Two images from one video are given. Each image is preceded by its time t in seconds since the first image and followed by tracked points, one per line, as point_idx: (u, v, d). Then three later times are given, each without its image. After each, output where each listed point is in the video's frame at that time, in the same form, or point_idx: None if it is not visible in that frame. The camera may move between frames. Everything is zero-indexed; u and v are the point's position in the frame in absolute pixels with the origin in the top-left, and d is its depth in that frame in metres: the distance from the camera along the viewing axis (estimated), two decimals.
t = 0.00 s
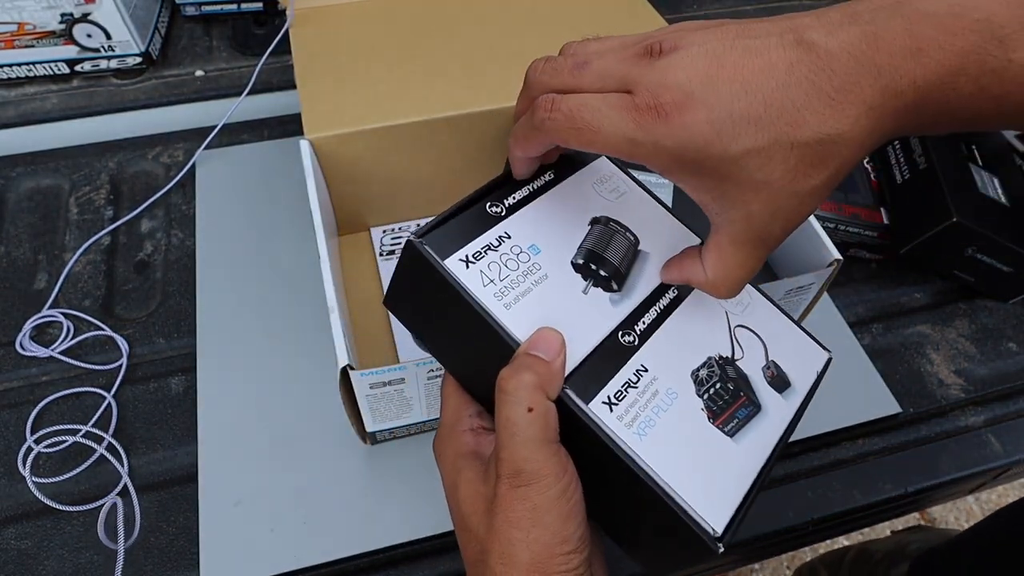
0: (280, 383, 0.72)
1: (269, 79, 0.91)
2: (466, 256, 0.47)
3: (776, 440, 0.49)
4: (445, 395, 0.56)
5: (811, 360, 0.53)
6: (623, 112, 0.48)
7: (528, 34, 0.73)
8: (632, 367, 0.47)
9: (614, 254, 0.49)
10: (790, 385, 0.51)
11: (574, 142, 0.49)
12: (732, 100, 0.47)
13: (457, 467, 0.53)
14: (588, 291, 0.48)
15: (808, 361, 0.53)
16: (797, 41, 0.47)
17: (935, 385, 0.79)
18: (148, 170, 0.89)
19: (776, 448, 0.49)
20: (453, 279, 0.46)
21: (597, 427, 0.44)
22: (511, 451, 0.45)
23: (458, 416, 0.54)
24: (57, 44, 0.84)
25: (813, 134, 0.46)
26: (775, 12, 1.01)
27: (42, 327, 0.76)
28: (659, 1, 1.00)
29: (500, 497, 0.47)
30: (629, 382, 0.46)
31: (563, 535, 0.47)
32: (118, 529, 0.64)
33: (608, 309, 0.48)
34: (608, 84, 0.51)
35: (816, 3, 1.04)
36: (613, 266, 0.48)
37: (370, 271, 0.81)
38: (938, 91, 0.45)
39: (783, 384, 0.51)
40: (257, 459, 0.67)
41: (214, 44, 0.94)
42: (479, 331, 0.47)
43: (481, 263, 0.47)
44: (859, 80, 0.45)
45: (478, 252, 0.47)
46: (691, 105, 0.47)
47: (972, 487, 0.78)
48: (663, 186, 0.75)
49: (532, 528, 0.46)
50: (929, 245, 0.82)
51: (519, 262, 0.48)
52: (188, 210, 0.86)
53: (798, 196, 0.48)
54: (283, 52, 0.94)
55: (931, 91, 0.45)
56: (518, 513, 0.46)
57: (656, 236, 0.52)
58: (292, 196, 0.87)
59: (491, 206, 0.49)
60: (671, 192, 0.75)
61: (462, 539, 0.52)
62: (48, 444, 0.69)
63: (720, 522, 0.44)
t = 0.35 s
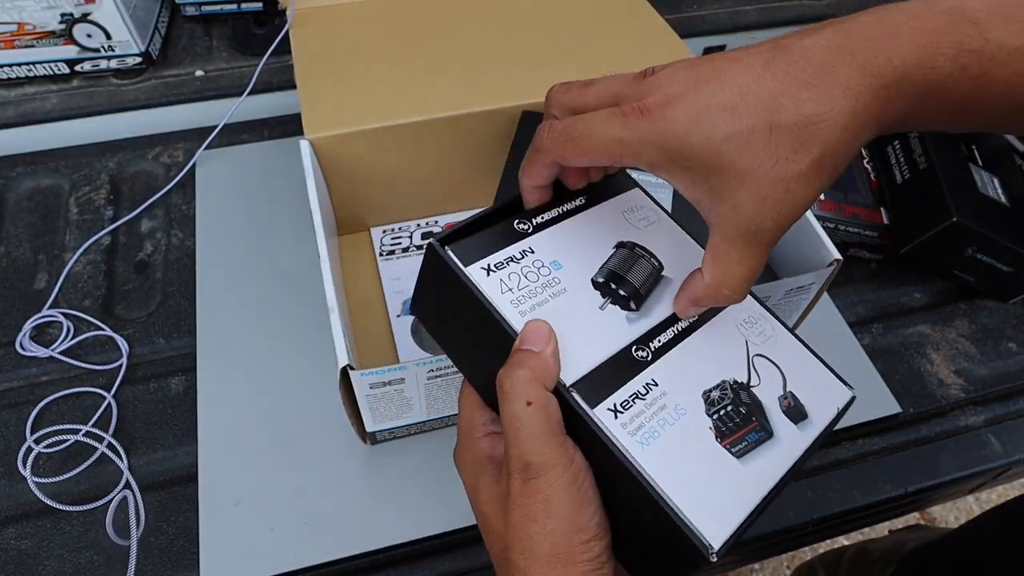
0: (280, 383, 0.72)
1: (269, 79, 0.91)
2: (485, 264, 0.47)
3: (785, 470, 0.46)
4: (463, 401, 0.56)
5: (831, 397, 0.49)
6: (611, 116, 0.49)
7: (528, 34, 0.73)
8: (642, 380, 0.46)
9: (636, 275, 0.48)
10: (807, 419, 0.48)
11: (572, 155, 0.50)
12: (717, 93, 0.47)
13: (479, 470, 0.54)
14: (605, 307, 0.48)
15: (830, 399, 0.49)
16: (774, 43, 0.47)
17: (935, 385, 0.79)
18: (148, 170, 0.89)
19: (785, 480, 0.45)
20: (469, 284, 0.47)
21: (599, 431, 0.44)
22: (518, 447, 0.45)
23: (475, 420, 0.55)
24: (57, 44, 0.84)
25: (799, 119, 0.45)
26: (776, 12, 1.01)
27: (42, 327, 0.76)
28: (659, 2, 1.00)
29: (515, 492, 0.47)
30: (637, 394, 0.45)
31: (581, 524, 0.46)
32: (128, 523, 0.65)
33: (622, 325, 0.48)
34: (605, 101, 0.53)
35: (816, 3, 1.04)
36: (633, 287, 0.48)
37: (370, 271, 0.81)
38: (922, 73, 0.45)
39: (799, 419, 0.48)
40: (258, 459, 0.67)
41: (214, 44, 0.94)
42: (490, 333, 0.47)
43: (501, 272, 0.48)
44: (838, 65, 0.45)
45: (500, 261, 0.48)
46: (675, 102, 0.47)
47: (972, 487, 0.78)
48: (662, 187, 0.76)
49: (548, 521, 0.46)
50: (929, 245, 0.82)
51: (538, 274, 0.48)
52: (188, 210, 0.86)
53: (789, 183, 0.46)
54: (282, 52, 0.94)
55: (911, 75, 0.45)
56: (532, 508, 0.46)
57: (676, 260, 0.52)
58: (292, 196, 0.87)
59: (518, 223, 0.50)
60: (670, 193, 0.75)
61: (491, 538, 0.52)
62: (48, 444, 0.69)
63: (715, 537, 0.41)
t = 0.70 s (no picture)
0: (279, 383, 0.72)
1: (269, 79, 0.91)
2: (519, 307, 0.47)
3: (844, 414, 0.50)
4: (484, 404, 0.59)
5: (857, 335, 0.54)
6: (617, 149, 0.46)
7: (528, 34, 0.73)
8: (692, 379, 0.48)
9: (655, 275, 0.49)
10: (844, 364, 0.52)
11: (580, 183, 0.48)
12: (724, 131, 0.44)
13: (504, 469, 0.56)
14: (636, 317, 0.48)
15: (855, 334, 0.54)
16: (782, 73, 0.44)
17: (935, 385, 0.79)
18: (148, 170, 0.89)
19: (843, 426, 0.49)
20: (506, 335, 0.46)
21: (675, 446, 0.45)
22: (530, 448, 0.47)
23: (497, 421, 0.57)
24: (57, 44, 0.84)
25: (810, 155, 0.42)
26: (776, 12, 1.01)
27: (43, 327, 0.76)
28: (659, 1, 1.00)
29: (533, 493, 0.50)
30: (692, 394, 0.47)
31: (594, 517, 0.49)
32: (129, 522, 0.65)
33: (657, 332, 0.49)
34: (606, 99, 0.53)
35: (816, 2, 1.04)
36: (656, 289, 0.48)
37: (370, 271, 0.81)
38: (931, 106, 0.41)
39: (838, 365, 0.52)
40: (258, 459, 0.67)
41: (213, 44, 0.94)
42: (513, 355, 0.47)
43: (535, 311, 0.47)
44: (845, 99, 0.42)
45: (530, 300, 0.47)
46: (680, 139, 0.45)
47: (972, 487, 0.78)
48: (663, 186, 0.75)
49: (565, 517, 0.48)
50: (929, 245, 0.82)
51: (569, 302, 0.48)
52: (188, 210, 0.86)
53: (800, 219, 0.44)
54: (282, 52, 0.94)
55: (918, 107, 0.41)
56: (551, 507, 0.48)
57: (691, 252, 0.52)
58: (291, 196, 0.87)
59: (533, 251, 0.49)
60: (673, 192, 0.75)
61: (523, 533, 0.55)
62: (48, 444, 0.69)
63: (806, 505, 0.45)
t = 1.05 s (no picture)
0: (280, 383, 0.72)
1: (269, 79, 0.91)
2: (529, 287, 0.47)
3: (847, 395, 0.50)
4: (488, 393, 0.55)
5: (849, 320, 0.54)
6: (641, 165, 0.44)
7: (528, 34, 0.73)
8: (701, 358, 0.48)
9: (655, 265, 0.50)
10: (841, 348, 0.52)
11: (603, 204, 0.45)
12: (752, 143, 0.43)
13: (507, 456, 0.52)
14: (642, 301, 0.48)
15: (848, 323, 0.54)
16: (799, 78, 0.44)
17: (935, 385, 0.79)
18: (148, 170, 0.89)
19: (848, 406, 0.49)
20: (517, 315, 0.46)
21: (690, 419, 0.45)
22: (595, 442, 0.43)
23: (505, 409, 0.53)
24: (57, 44, 0.84)
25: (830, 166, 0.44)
26: (775, 13, 1.01)
27: (43, 327, 0.76)
28: (658, 2, 1.00)
29: (566, 480, 0.45)
30: (702, 372, 0.47)
31: (620, 517, 0.45)
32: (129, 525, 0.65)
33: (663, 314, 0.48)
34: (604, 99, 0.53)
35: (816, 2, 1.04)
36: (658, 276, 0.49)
37: (370, 271, 0.81)
38: (936, 114, 0.44)
39: (837, 347, 0.52)
40: (258, 459, 0.67)
41: (213, 44, 0.94)
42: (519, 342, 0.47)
43: (544, 291, 0.47)
44: (860, 111, 0.43)
45: (539, 282, 0.47)
46: (708, 151, 0.44)
47: (972, 487, 0.78)
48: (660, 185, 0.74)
49: (592, 513, 0.44)
50: (929, 245, 0.82)
51: (576, 285, 0.48)
52: (188, 210, 0.86)
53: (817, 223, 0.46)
54: (282, 52, 0.94)
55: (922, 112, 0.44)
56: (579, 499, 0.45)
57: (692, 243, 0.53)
58: (291, 196, 0.87)
59: (538, 239, 0.49)
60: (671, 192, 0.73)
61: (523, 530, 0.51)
62: (48, 444, 0.69)
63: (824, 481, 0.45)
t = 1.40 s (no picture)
0: (280, 383, 0.72)
1: (269, 79, 0.91)
2: (549, 276, 0.46)
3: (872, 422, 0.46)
4: (490, 391, 0.52)
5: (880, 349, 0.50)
6: (664, 192, 0.44)
7: (528, 34, 0.73)
8: (716, 365, 0.47)
9: (679, 277, 0.49)
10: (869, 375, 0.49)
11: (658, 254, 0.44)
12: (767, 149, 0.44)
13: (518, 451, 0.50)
14: (662, 307, 0.48)
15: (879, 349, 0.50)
16: (801, 82, 0.45)
17: (935, 385, 0.79)
18: (148, 170, 0.89)
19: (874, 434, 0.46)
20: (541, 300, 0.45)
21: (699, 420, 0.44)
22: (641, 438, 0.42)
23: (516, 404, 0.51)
24: (57, 44, 0.84)
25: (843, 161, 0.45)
26: (776, 13, 1.01)
27: (43, 327, 0.76)
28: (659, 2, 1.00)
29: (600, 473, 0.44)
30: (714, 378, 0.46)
31: (651, 517, 0.43)
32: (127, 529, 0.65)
33: (682, 322, 0.47)
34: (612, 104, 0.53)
35: (817, 2, 1.04)
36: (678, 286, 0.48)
37: (370, 271, 0.81)
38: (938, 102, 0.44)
39: (866, 372, 0.49)
40: (257, 459, 0.67)
41: (213, 44, 0.94)
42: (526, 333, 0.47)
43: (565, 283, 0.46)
44: (867, 103, 0.44)
45: (561, 273, 0.47)
46: (724, 160, 0.44)
47: (972, 487, 0.78)
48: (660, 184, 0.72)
49: (628, 507, 0.43)
50: (929, 245, 0.82)
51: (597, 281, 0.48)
52: (188, 210, 0.86)
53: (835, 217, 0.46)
54: (282, 52, 0.94)
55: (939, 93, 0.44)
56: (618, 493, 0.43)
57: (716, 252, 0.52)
58: (291, 196, 0.87)
59: (562, 239, 0.49)
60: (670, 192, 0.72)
61: (529, 530, 0.48)
62: (48, 444, 0.69)
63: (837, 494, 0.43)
